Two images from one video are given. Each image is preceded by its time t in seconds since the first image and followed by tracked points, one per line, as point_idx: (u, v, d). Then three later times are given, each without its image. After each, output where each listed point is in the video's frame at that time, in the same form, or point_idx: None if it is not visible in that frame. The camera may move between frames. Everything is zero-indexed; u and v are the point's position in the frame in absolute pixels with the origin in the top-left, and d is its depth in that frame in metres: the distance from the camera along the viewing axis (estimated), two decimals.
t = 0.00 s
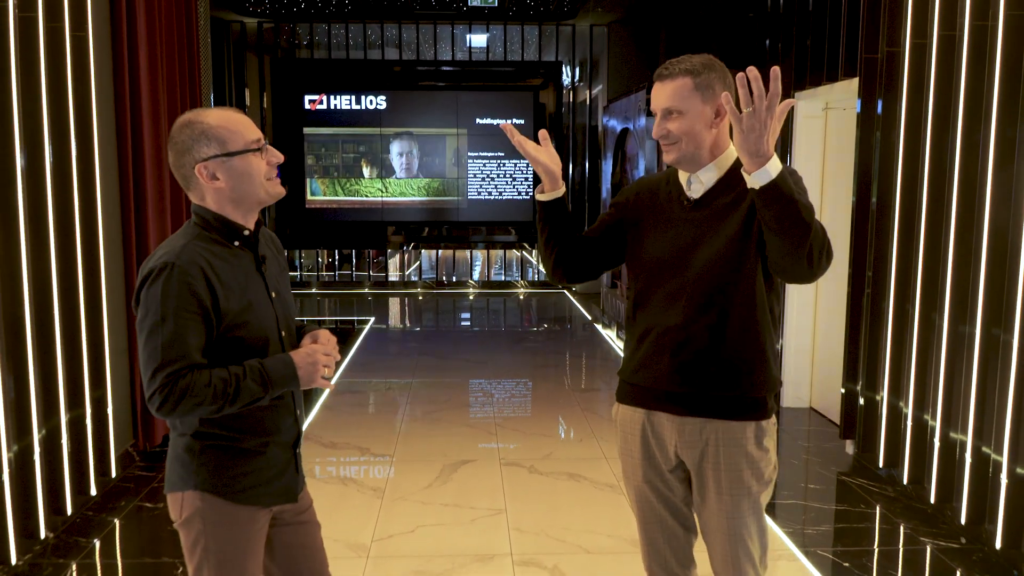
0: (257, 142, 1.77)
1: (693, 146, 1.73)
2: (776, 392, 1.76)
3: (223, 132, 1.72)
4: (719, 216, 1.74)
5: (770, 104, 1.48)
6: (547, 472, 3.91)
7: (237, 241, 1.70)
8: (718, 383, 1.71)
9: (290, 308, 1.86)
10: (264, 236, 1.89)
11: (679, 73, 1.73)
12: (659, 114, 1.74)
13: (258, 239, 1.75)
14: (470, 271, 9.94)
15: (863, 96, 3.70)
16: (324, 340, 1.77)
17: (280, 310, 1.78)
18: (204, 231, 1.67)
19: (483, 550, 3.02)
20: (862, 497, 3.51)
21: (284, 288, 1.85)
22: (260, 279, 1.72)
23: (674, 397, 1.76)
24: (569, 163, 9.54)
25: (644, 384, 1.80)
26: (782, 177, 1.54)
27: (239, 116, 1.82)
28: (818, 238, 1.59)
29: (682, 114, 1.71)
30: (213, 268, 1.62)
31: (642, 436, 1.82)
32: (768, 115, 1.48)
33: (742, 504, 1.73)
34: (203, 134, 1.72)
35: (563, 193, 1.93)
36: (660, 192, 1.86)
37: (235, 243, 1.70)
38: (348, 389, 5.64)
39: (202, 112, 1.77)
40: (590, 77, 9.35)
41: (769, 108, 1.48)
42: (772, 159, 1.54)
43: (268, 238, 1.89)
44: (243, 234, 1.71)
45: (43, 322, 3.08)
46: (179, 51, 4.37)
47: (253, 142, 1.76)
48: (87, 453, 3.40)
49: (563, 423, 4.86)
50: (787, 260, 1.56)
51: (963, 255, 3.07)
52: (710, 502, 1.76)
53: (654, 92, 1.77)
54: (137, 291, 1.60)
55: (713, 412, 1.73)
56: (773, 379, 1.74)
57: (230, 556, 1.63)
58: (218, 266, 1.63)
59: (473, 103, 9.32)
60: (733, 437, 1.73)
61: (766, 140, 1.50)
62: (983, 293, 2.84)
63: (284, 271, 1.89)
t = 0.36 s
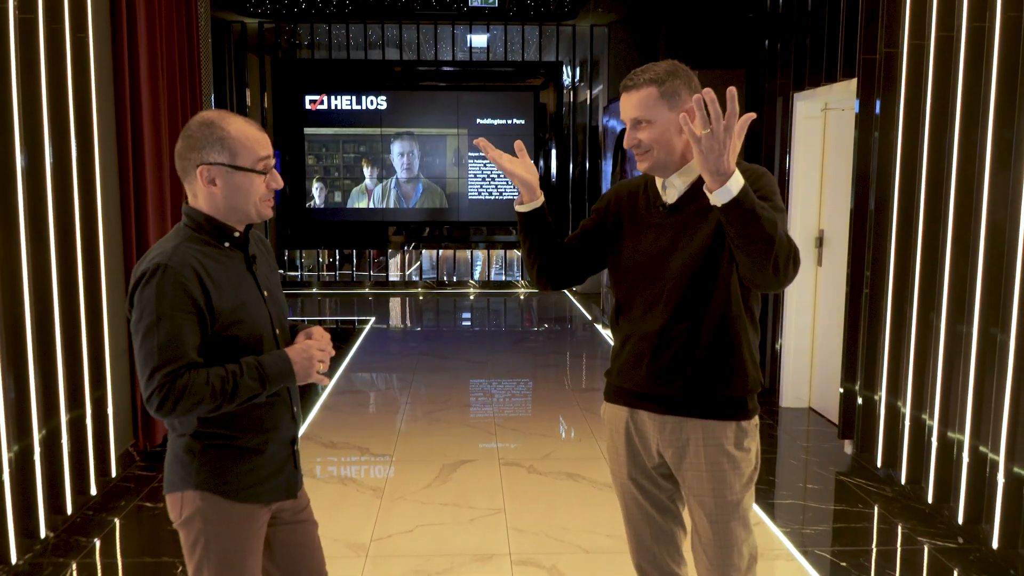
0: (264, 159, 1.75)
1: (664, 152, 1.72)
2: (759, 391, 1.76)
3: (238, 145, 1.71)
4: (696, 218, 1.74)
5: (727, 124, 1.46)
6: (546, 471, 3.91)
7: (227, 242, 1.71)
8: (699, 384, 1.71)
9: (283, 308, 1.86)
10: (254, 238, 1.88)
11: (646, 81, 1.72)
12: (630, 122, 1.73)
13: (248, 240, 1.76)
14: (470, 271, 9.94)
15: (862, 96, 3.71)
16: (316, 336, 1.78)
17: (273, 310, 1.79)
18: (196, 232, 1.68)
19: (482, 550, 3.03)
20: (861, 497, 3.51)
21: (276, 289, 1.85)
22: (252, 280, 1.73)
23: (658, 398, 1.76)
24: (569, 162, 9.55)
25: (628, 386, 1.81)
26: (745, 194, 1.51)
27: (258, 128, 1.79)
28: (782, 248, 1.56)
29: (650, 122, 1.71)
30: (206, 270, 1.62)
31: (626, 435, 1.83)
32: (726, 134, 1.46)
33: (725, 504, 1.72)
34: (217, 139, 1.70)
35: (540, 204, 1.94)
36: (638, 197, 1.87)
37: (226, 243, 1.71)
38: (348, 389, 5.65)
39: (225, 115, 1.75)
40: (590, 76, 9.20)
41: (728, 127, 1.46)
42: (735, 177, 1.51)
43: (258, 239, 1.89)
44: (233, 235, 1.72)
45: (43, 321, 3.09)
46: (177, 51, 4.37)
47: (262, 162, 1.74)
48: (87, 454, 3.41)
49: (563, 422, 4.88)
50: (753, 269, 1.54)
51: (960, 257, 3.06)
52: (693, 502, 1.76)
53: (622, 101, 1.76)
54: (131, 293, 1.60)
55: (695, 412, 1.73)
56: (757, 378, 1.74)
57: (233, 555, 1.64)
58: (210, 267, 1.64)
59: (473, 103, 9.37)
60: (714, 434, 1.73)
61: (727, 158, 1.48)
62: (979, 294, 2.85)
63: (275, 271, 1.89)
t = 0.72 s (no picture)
0: (261, 155, 1.74)
1: (650, 150, 1.73)
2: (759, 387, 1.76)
3: (232, 138, 1.71)
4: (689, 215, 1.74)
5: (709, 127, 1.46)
6: (550, 470, 3.92)
7: (229, 238, 1.72)
8: (699, 381, 1.72)
9: (285, 305, 1.87)
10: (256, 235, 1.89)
11: (631, 78, 1.73)
12: (615, 119, 1.74)
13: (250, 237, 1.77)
14: (474, 271, 9.90)
15: (864, 96, 3.71)
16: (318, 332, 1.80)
17: (275, 307, 1.80)
18: (198, 227, 1.69)
19: (484, 547, 3.04)
20: (864, 496, 3.51)
21: (279, 286, 1.87)
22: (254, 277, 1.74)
23: (659, 395, 1.77)
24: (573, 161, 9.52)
25: (629, 383, 1.82)
26: (731, 195, 1.50)
27: (259, 125, 1.79)
28: (773, 245, 1.57)
29: (635, 119, 1.72)
30: (209, 265, 1.63)
31: (627, 431, 1.84)
32: (707, 137, 1.46)
33: (729, 498, 1.72)
34: (212, 133, 1.71)
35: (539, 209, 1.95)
36: (632, 195, 1.88)
37: (228, 240, 1.72)
38: (352, 388, 5.66)
39: (224, 110, 1.75)
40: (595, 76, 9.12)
41: (709, 130, 1.46)
42: (720, 177, 1.50)
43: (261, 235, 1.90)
44: (235, 231, 1.73)
45: (49, 321, 3.10)
46: (181, 50, 4.38)
47: (257, 156, 1.73)
48: (92, 452, 3.43)
49: (566, 421, 4.88)
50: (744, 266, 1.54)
51: (963, 254, 3.07)
52: (696, 496, 1.76)
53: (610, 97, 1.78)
54: (133, 288, 1.61)
55: (695, 408, 1.73)
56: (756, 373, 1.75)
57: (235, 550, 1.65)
58: (212, 263, 1.65)
59: (477, 103, 9.40)
60: (715, 429, 1.73)
61: (710, 161, 1.48)
62: (982, 293, 2.85)
63: (278, 269, 1.90)
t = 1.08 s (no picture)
0: (251, 163, 1.68)
1: (675, 149, 1.72)
2: (772, 389, 1.76)
3: (232, 142, 1.68)
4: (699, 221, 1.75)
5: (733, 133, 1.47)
6: (554, 469, 3.93)
7: (244, 232, 1.74)
8: (703, 384, 1.73)
9: (311, 300, 1.87)
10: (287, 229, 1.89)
11: (659, 75, 1.71)
12: (643, 115, 1.71)
13: (269, 232, 1.76)
14: (479, 270, 10.02)
15: (869, 96, 3.71)
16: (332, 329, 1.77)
17: (294, 301, 1.79)
18: (214, 221, 1.72)
19: (489, 545, 3.05)
20: (868, 495, 3.52)
21: (305, 281, 1.86)
22: (268, 270, 1.74)
23: (664, 397, 1.79)
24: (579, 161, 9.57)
25: (634, 383, 1.85)
26: (753, 204, 1.51)
27: (269, 130, 1.71)
28: (795, 254, 1.57)
29: (663, 116, 1.70)
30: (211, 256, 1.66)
31: (639, 434, 1.85)
32: (732, 143, 1.47)
33: (742, 502, 1.73)
34: (218, 132, 1.71)
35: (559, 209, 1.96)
36: (643, 197, 1.90)
37: (242, 234, 1.73)
38: (357, 387, 5.67)
39: (242, 109, 1.72)
40: (599, 76, 9.26)
41: (732, 138, 1.47)
42: (742, 187, 1.51)
43: (292, 229, 1.89)
44: (250, 225, 1.74)
45: (56, 320, 3.14)
46: (188, 51, 4.40)
47: (256, 161, 1.68)
48: (99, 450, 3.46)
49: (571, 420, 4.89)
50: (763, 275, 1.55)
51: (967, 255, 3.08)
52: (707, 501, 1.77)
53: (633, 93, 1.75)
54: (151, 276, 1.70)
55: (700, 411, 1.75)
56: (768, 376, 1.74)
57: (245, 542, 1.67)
58: (217, 254, 1.68)
59: (482, 103, 9.39)
60: (729, 431, 1.73)
61: (732, 169, 1.48)
62: (985, 293, 2.84)
63: (309, 264, 1.89)
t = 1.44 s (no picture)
0: (293, 189, 1.74)
1: (729, 141, 1.73)
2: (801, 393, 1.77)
3: (280, 163, 1.74)
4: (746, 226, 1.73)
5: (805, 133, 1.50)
6: (559, 466, 3.96)
7: (289, 229, 1.82)
8: (732, 386, 1.74)
9: (354, 295, 1.92)
10: (338, 223, 1.94)
11: (720, 65, 1.71)
12: (703, 104, 1.71)
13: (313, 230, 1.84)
14: (486, 271, 10.04)
15: (873, 95, 3.73)
16: (361, 330, 1.81)
17: (334, 296, 1.86)
18: (265, 217, 1.83)
19: (494, 540, 3.09)
20: (870, 492, 3.54)
21: (348, 277, 1.91)
22: (308, 265, 1.82)
23: (688, 397, 1.81)
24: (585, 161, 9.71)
25: (656, 382, 1.86)
26: (828, 204, 1.56)
27: (317, 159, 1.73)
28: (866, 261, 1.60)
29: (726, 107, 1.71)
30: (253, 250, 1.78)
31: (664, 436, 1.85)
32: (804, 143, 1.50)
33: (769, 502, 1.75)
34: (275, 144, 1.77)
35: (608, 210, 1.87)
36: (677, 195, 1.85)
37: (288, 231, 1.83)
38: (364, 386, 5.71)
39: (306, 131, 1.75)
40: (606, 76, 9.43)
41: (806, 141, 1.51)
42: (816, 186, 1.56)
43: (342, 224, 1.94)
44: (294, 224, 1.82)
45: (68, 315, 3.18)
46: (197, 53, 4.45)
47: (295, 188, 1.73)
48: (110, 447, 3.50)
49: (576, 418, 4.93)
50: (830, 280, 1.59)
51: (968, 254, 3.09)
52: (733, 497, 1.79)
53: (689, 79, 1.73)
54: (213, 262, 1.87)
55: (729, 412, 1.77)
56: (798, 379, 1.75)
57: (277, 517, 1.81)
58: (260, 247, 1.79)
59: (488, 103, 9.42)
60: (759, 432, 1.75)
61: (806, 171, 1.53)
62: (986, 291, 2.86)
63: (355, 260, 1.94)
